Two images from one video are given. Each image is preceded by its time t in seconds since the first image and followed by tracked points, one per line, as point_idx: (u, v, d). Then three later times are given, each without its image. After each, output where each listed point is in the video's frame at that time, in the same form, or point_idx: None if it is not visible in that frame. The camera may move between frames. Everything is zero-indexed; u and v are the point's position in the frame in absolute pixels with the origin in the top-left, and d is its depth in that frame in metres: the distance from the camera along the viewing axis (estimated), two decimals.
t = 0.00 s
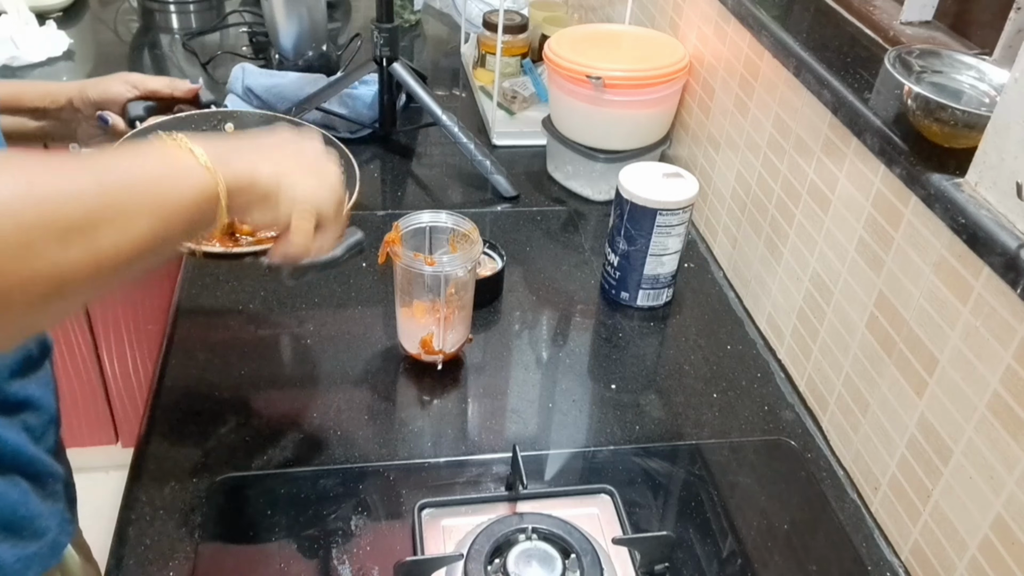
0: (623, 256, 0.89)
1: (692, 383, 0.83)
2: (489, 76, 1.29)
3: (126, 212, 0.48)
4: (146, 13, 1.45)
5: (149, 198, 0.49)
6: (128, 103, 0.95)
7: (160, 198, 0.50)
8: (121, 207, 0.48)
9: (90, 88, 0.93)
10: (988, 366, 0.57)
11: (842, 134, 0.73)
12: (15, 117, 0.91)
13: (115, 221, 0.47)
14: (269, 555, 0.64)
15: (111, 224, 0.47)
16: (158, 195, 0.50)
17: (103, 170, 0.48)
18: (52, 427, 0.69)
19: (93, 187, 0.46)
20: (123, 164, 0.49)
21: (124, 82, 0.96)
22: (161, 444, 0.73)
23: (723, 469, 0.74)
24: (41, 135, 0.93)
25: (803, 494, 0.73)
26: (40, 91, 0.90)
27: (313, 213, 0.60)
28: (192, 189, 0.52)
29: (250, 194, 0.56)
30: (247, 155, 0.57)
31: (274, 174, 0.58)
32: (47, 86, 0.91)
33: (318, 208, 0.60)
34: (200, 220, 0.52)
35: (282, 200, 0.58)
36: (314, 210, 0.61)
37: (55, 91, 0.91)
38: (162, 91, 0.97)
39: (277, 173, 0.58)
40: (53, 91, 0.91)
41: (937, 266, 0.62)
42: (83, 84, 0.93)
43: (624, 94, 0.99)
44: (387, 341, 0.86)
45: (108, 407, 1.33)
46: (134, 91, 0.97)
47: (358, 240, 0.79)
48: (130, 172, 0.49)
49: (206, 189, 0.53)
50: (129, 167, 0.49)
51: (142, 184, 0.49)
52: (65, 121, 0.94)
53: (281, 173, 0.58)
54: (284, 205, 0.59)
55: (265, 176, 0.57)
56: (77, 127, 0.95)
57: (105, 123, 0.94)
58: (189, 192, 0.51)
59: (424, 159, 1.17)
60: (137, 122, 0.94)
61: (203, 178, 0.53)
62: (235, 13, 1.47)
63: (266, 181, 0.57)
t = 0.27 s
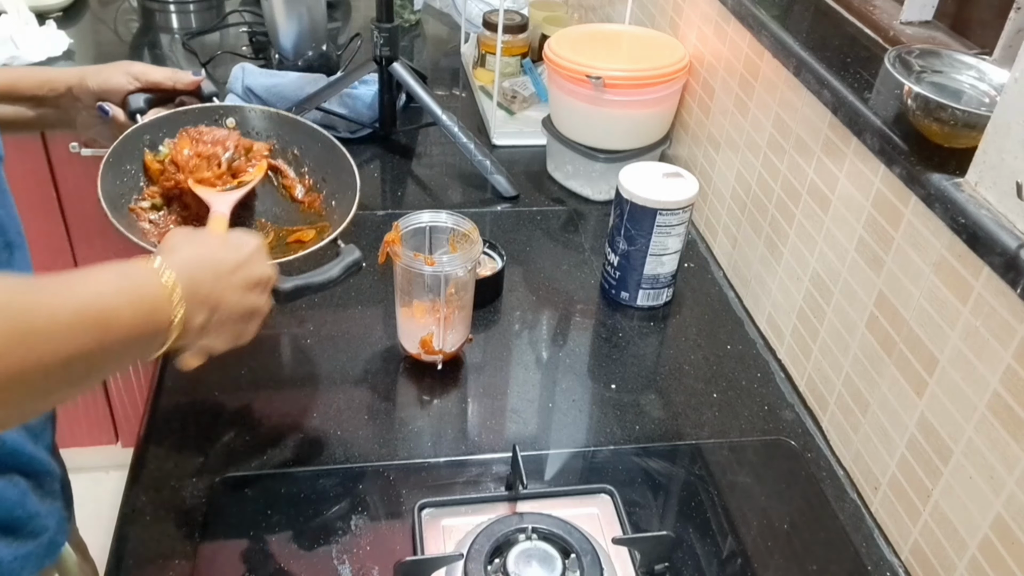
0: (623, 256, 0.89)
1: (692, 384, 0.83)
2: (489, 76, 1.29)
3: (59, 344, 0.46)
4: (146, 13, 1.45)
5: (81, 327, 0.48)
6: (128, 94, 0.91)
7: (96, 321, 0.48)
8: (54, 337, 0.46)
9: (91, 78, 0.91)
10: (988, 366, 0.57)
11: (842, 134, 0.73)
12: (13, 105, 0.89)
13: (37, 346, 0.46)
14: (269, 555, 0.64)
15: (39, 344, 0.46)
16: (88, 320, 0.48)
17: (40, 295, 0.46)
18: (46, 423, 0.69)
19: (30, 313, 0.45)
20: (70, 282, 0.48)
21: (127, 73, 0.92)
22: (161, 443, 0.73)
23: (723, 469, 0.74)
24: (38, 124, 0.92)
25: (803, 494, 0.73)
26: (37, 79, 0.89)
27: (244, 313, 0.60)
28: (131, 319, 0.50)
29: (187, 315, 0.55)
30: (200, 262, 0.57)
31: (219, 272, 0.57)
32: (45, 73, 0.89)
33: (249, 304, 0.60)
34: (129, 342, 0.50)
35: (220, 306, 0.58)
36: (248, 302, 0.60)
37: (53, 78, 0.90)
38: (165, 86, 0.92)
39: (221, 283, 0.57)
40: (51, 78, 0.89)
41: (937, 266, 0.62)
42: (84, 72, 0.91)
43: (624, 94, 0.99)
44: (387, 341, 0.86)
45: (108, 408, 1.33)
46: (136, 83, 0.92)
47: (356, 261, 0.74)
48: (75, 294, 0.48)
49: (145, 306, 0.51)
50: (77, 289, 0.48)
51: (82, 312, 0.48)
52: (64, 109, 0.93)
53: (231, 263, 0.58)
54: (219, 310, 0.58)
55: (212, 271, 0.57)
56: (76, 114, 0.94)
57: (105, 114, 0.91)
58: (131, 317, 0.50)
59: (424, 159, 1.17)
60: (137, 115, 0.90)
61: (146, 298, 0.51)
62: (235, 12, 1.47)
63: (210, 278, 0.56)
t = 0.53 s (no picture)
0: (623, 256, 0.89)
1: (692, 384, 0.83)
2: (489, 76, 1.29)
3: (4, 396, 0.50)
4: (146, 13, 1.45)
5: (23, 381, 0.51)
6: (132, 93, 0.93)
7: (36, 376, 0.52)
8: None
9: (95, 77, 0.94)
10: (988, 366, 0.57)
11: (842, 134, 0.73)
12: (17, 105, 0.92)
13: None
14: (269, 555, 0.64)
15: None
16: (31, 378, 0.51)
17: None
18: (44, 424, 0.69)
19: None
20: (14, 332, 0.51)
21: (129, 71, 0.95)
22: (161, 443, 0.73)
23: (723, 469, 0.74)
24: (42, 125, 0.95)
25: (803, 494, 0.73)
26: (40, 80, 0.92)
27: (199, 353, 0.65)
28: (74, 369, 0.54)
29: (141, 358, 0.59)
30: (158, 305, 0.60)
31: (176, 317, 0.61)
32: (47, 74, 0.92)
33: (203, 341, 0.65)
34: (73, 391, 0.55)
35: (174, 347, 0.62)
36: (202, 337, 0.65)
37: (55, 79, 0.92)
38: (168, 83, 0.94)
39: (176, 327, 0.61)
40: (53, 79, 0.92)
41: (937, 266, 0.62)
42: (87, 72, 0.94)
43: (624, 94, 0.99)
44: (387, 341, 0.86)
45: (108, 409, 1.34)
46: (140, 82, 0.94)
47: (369, 244, 0.78)
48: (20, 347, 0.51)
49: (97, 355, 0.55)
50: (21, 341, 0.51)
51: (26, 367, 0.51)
52: (66, 108, 0.95)
53: (189, 304, 0.62)
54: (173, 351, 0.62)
55: (169, 316, 0.61)
56: (80, 114, 0.97)
57: (110, 113, 0.93)
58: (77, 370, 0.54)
59: (424, 159, 1.17)
60: (142, 113, 0.91)
61: (94, 349, 0.55)
62: (235, 13, 1.47)
63: (166, 323, 0.60)
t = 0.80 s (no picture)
0: (623, 256, 0.89)
1: (692, 383, 0.83)
2: (489, 76, 1.29)
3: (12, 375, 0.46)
4: (146, 13, 1.45)
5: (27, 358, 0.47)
6: (145, 103, 0.92)
7: (39, 353, 0.47)
8: None
9: (107, 88, 0.91)
10: (988, 366, 0.57)
11: (842, 134, 0.73)
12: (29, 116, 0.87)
13: None
14: (269, 555, 0.64)
15: None
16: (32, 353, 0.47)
17: None
18: (47, 433, 0.70)
19: None
20: (22, 305, 0.47)
21: (144, 82, 0.93)
22: (161, 443, 0.73)
23: (723, 470, 0.74)
24: (55, 136, 0.90)
25: (803, 493, 0.73)
26: (54, 89, 0.88)
27: (244, 327, 0.60)
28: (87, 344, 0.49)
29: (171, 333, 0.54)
30: (187, 278, 0.55)
31: (211, 288, 0.56)
32: (60, 85, 0.89)
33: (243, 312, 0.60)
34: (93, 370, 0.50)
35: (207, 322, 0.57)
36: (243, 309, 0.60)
37: (68, 90, 0.89)
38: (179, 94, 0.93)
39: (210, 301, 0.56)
40: (67, 90, 0.88)
41: (937, 266, 0.62)
42: (101, 83, 0.91)
43: (624, 93, 0.99)
44: (387, 341, 0.86)
45: (108, 410, 1.34)
46: (153, 91, 0.93)
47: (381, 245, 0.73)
48: (24, 323, 0.46)
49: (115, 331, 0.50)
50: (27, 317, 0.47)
51: (28, 342, 0.46)
52: (78, 119, 0.91)
53: (226, 276, 0.57)
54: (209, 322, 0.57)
55: (200, 289, 0.56)
56: (92, 126, 0.93)
57: (122, 123, 0.92)
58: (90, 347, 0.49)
59: (424, 159, 1.17)
60: (154, 123, 0.91)
61: (111, 325, 0.50)
62: (235, 13, 1.47)
63: (201, 295, 0.56)
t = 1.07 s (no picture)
0: (623, 256, 0.89)
1: (692, 383, 0.83)
2: (489, 76, 1.29)
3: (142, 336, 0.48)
4: (146, 13, 1.45)
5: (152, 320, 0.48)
6: (144, 119, 0.95)
7: (168, 314, 0.49)
8: (126, 328, 0.47)
9: (107, 102, 0.93)
10: (988, 366, 0.57)
11: (842, 134, 0.73)
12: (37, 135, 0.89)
13: (115, 330, 0.46)
14: (269, 555, 0.64)
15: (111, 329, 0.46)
16: (157, 314, 0.48)
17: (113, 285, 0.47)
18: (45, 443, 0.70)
19: (100, 305, 0.46)
20: (153, 271, 0.49)
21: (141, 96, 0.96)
22: (162, 444, 0.73)
23: (724, 469, 0.74)
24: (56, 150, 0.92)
25: (803, 493, 0.73)
26: (55, 105, 0.89)
27: (355, 310, 0.63)
28: (209, 305, 0.51)
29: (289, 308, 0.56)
30: (305, 257, 0.58)
31: (325, 268, 0.59)
32: (59, 100, 0.90)
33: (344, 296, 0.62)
34: (213, 337, 0.51)
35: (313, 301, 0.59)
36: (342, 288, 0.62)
37: (69, 106, 0.91)
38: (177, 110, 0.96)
39: (321, 277, 0.59)
40: (67, 105, 0.91)
41: (937, 266, 0.62)
42: (100, 98, 0.93)
43: (624, 93, 0.99)
44: (387, 341, 0.86)
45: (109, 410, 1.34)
46: (153, 106, 0.96)
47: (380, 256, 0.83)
48: (154, 285, 0.48)
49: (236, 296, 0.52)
50: (156, 283, 0.48)
51: (156, 303, 0.48)
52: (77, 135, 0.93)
53: (338, 258, 0.60)
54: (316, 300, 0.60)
55: (316, 267, 0.58)
56: (91, 141, 0.95)
57: (122, 137, 0.94)
58: (212, 312, 0.51)
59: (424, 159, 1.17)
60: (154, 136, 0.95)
61: (237, 293, 0.52)
62: (235, 13, 1.47)
63: (315, 272, 0.58)
